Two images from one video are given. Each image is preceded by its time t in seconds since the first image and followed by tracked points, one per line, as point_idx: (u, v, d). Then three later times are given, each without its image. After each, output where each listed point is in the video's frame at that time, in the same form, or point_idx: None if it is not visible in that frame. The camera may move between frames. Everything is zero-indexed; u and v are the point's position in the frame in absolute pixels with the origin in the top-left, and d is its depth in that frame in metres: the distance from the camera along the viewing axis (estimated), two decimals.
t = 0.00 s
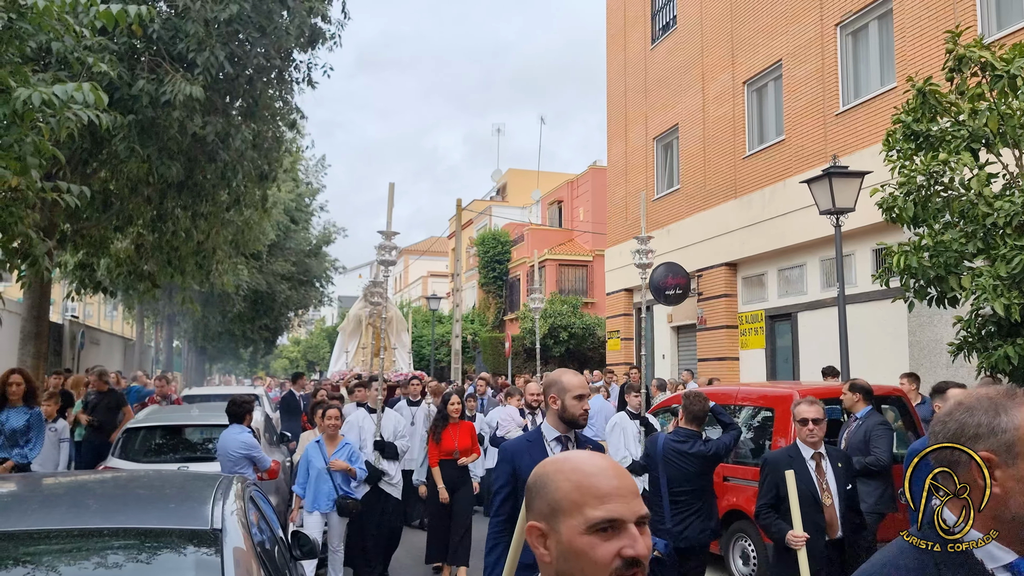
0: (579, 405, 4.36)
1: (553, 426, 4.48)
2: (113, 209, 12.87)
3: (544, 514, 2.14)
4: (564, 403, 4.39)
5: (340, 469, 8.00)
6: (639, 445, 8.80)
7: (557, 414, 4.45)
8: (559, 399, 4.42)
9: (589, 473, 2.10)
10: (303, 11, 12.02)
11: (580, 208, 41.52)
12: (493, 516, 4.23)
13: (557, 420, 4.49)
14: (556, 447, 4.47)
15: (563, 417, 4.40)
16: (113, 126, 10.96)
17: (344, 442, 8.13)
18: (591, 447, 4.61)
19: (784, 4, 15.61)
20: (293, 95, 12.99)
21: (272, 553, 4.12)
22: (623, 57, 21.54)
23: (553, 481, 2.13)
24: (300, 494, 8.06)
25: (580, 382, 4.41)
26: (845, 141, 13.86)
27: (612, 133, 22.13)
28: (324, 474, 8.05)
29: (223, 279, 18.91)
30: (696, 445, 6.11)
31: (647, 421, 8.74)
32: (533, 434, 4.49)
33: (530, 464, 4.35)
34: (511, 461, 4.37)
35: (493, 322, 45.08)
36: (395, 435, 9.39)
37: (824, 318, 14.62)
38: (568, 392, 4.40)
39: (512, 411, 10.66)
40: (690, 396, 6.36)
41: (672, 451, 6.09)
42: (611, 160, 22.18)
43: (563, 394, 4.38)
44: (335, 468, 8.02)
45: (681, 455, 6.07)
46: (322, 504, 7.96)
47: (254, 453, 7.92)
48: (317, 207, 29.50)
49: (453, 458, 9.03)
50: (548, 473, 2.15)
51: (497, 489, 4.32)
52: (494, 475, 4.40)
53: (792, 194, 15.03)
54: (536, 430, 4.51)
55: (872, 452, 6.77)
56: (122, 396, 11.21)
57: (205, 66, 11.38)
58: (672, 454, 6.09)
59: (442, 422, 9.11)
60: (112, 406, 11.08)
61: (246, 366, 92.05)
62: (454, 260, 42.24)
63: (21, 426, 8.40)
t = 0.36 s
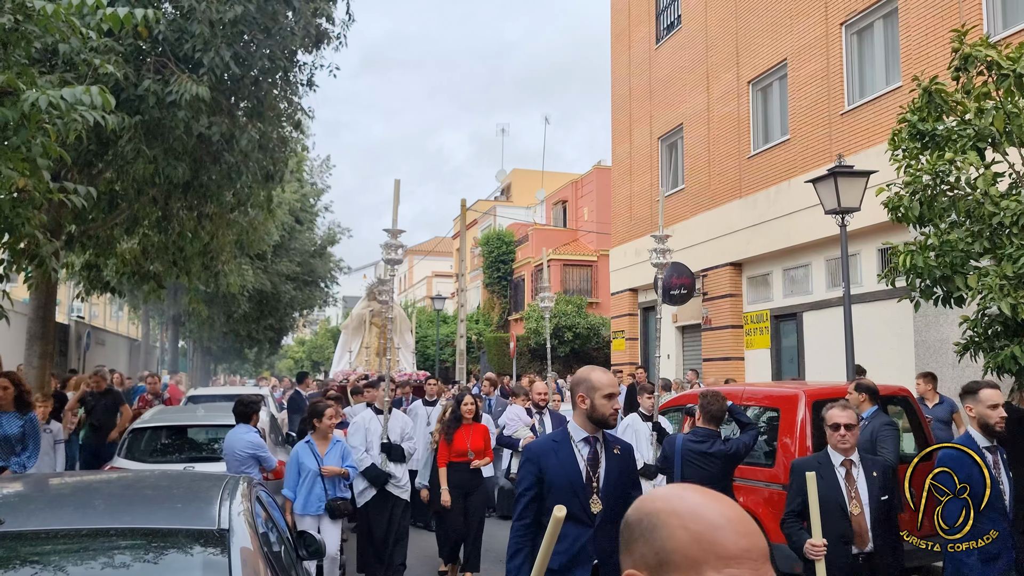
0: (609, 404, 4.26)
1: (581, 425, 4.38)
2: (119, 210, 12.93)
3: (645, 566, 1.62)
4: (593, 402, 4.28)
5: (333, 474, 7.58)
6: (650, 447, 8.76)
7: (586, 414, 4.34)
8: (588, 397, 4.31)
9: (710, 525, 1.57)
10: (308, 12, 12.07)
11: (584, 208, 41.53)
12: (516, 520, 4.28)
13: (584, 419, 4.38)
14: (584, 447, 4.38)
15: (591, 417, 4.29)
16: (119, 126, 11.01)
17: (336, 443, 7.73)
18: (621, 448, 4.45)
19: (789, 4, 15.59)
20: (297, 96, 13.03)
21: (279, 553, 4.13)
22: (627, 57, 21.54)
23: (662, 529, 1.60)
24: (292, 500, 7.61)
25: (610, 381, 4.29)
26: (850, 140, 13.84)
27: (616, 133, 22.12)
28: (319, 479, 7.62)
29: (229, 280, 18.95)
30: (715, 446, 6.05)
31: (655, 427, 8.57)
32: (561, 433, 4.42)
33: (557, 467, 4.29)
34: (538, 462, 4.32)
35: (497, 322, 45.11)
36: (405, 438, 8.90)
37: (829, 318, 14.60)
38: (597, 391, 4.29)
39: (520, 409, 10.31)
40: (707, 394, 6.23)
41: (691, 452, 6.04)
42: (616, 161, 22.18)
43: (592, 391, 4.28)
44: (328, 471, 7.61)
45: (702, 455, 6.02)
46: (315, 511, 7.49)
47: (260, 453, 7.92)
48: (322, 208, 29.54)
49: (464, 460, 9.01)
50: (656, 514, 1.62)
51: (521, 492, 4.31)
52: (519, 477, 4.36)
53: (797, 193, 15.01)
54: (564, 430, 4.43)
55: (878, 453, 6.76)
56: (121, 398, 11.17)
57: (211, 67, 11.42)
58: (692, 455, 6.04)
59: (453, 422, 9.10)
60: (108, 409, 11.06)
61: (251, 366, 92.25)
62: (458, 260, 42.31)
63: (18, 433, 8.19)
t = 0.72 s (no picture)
0: (627, 411, 3.94)
1: (599, 434, 4.02)
2: (124, 210, 12.96)
3: None
4: (611, 408, 3.96)
5: (343, 477, 7.47)
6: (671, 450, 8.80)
7: (603, 422, 4.00)
8: (605, 404, 3.99)
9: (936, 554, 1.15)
10: (313, 12, 12.10)
11: (588, 208, 41.54)
12: (530, 537, 3.88)
13: (601, 426, 4.03)
14: (602, 456, 4.02)
15: (609, 425, 3.96)
16: (124, 127, 11.03)
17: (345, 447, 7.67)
18: (640, 456, 4.07)
19: (794, 4, 15.57)
20: (302, 96, 13.05)
21: (284, 554, 4.12)
22: (631, 56, 21.52)
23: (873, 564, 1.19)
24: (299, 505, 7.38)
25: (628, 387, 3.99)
26: (855, 139, 13.81)
27: (620, 133, 22.10)
28: (330, 484, 7.44)
29: (233, 279, 18.97)
30: (738, 446, 5.76)
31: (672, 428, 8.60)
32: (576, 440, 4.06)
33: (577, 478, 3.91)
34: (554, 472, 3.92)
35: (501, 322, 45.16)
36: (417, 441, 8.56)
37: (834, 318, 14.58)
38: (614, 396, 3.97)
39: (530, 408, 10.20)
40: (729, 394, 5.99)
41: (712, 452, 5.76)
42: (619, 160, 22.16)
43: (609, 398, 3.96)
44: (338, 474, 7.49)
45: (724, 456, 5.72)
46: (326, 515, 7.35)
47: (257, 451, 7.92)
48: (326, 208, 29.57)
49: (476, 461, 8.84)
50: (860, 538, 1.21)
51: (537, 507, 3.88)
52: (532, 489, 3.96)
53: (802, 193, 14.99)
54: (578, 438, 4.07)
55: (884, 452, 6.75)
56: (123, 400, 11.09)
57: (216, 67, 11.43)
58: (713, 455, 5.75)
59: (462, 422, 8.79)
60: (111, 411, 10.99)
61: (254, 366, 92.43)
62: (462, 260, 42.34)
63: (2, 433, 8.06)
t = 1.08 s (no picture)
0: (641, 406, 3.66)
1: (611, 433, 3.73)
2: (128, 210, 12.98)
3: None
4: (624, 405, 3.67)
5: (359, 477, 7.46)
6: (686, 452, 8.49)
7: (615, 420, 3.71)
8: (618, 401, 3.69)
9: None
10: (316, 13, 12.12)
11: (591, 208, 41.50)
12: (542, 548, 3.60)
13: (613, 425, 3.73)
14: (614, 456, 3.74)
15: (623, 423, 3.68)
16: (128, 127, 11.04)
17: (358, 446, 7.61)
18: (652, 455, 3.84)
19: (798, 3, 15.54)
20: (305, 96, 13.07)
21: (289, 555, 4.12)
22: (634, 55, 21.51)
23: None
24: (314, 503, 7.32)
25: (641, 380, 3.70)
26: (859, 139, 13.79)
27: (623, 132, 22.09)
28: (345, 482, 7.41)
29: (236, 279, 19.00)
30: (764, 449, 5.66)
31: (692, 429, 8.40)
32: (584, 439, 3.78)
33: (588, 481, 3.63)
34: (564, 475, 3.64)
35: (504, 322, 45.18)
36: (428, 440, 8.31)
37: (838, 317, 14.55)
38: (626, 392, 3.68)
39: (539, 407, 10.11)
40: (753, 395, 5.85)
41: (738, 455, 5.63)
42: (622, 160, 22.16)
43: (622, 394, 3.67)
44: (353, 472, 7.44)
45: (751, 459, 5.60)
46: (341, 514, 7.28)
47: (260, 451, 7.92)
48: (329, 208, 29.58)
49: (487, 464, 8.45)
50: None
51: (547, 514, 3.61)
52: (541, 493, 3.68)
53: (805, 193, 14.98)
54: (587, 438, 3.78)
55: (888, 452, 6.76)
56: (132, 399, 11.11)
57: (220, 67, 11.44)
58: (739, 459, 5.62)
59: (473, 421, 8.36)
60: (118, 411, 10.99)
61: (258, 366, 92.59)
62: (465, 260, 42.39)
63: None
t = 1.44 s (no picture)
0: (674, 415, 3.44)
1: (641, 443, 3.51)
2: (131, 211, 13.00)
3: None
4: (656, 413, 3.45)
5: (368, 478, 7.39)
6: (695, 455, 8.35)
7: (646, 429, 3.49)
8: (650, 408, 3.46)
9: None
10: (318, 13, 12.14)
11: (592, 207, 41.48)
12: (564, 564, 3.41)
13: (644, 435, 3.50)
14: (643, 467, 3.53)
15: (654, 433, 3.46)
16: (131, 128, 11.05)
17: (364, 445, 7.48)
18: (681, 468, 3.64)
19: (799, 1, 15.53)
20: (307, 96, 13.07)
21: (292, 555, 4.13)
22: (635, 54, 21.51)
23: None
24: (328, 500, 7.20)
25: (675, 387, 3.48)
26: (861, 138, 13.77)
27: (624, 132, 22.09)
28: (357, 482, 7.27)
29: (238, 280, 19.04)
30: (780, 452, 5.57)
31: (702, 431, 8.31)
32: (612, 449, 3.57)
33: (617, 494, 3.43)
34: (591, 487, 3.44)
35: (505, 321, 45.25)
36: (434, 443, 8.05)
37: (840, 317, 14.55)
38: (660, 399, 3.46)
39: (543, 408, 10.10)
40: (766, 396, 5.76)
41: (754, 460, 5.54)
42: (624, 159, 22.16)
43: (655, 401, 3.44)
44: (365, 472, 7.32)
45: (765, 463, 5.52)
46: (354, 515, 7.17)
47: (263, 452, 7.94)
48: (330, 208, 29.60)
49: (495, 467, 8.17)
50: None
51: (569, 529, 3.43)
52: (564, 505, 3.49)
53: (807, 192, 14.97)
54: (615, 448, 3.56)
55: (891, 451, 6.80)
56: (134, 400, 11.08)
57: (223, 68, 11.46)
58: (755, 462, 5.53)
59: (481, 423, 8.07)
60: (122, 412, 10.92)
61: (260, 366, 92.78)
62: (466, 259, 42.41)
63: None
